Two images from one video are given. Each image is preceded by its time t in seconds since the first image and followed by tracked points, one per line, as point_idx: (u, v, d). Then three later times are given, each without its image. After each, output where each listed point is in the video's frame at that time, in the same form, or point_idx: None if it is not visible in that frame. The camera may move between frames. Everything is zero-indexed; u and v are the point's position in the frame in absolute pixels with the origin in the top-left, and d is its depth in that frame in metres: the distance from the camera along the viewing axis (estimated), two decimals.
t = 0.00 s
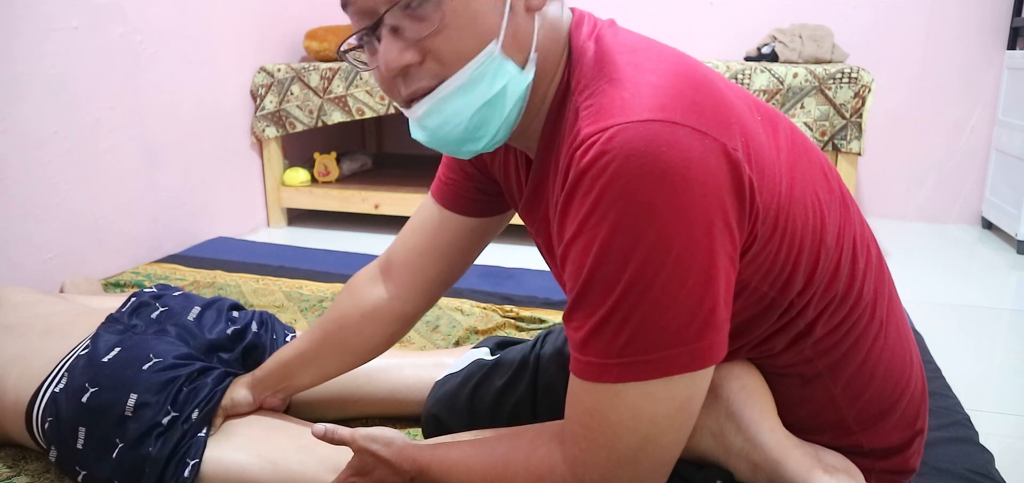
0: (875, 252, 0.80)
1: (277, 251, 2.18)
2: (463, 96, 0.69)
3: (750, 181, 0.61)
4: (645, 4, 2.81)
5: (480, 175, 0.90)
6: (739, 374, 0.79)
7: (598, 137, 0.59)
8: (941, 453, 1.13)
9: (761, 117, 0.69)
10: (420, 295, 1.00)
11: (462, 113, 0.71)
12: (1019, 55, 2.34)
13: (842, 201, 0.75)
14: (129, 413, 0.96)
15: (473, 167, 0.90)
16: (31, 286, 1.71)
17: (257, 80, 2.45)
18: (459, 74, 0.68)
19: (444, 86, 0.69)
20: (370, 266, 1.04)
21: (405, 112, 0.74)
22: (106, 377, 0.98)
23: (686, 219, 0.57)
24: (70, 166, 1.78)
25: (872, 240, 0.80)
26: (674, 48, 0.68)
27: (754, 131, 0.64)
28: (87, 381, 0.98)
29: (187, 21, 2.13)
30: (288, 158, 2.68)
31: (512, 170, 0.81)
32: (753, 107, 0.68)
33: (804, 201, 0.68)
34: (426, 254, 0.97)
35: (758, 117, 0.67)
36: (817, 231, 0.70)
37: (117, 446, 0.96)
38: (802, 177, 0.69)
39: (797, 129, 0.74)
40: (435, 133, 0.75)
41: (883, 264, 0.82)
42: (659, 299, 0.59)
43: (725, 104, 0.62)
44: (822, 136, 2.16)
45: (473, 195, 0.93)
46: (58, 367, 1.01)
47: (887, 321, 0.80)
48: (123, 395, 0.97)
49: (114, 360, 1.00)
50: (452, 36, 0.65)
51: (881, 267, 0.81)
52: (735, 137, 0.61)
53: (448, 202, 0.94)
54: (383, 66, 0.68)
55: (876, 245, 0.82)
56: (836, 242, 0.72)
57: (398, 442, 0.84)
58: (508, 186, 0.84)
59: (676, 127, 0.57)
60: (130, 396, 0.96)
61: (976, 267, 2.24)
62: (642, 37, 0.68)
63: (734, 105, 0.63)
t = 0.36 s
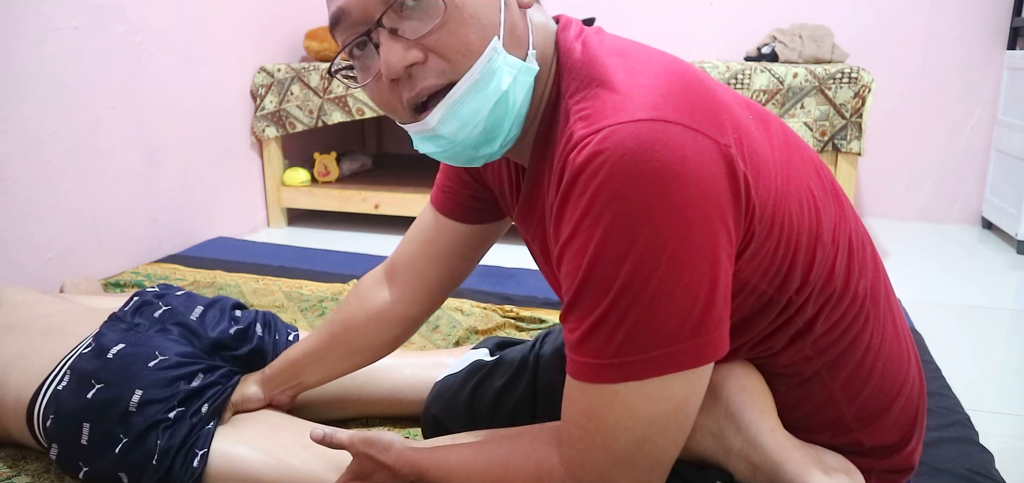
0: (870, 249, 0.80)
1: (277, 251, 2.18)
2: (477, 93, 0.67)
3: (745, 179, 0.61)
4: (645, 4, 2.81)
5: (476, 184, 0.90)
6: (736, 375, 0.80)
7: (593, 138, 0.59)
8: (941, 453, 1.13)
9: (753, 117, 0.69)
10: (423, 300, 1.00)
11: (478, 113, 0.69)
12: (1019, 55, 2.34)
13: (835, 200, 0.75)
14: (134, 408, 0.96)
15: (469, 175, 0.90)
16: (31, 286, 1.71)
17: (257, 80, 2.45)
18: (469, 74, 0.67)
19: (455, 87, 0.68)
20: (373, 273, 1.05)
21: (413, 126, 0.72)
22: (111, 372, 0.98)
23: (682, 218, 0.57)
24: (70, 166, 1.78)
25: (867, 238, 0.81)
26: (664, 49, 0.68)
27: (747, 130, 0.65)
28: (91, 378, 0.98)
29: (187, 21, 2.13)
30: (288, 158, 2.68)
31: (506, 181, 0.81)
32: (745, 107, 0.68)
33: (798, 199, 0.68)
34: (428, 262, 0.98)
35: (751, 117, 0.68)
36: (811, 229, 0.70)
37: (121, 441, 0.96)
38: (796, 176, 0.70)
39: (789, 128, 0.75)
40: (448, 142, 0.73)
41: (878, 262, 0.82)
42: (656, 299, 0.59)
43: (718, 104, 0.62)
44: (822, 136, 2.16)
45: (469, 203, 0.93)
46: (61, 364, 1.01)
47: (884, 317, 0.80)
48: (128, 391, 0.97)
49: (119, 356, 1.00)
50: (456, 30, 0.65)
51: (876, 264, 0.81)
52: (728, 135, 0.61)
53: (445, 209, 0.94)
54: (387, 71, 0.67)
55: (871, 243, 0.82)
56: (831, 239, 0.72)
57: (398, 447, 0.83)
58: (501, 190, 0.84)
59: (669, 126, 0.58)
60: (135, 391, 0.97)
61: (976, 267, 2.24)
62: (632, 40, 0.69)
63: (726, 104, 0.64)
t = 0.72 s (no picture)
0: (867, 251, 0.80)
1: (277, 251, 2.18)
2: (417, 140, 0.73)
3: (740, 183, 0.62)
4: (645, 5, 2.82)
5: (472, 189, 0.91)
6: (735, 374, 0.79)
7: (586, 143, 0.59)
8: (941, 453, 1.13)
9: (749, 119, 0.69)
10: (422, 304, 1.01)
11: (423, 154, 0.75)
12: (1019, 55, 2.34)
13: (832, 202, 0.75)
14: (134, 405, 0.96)
15: (466, 181, 0.91)
16: (31, 286, 1.71)
17: (257, 80, 2.45)
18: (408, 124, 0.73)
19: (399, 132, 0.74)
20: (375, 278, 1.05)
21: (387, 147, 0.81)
22: (113, 370, 0.98)
23: (675, 222, 0.58)
24: (70, 166, 1.78)
25: (864, 239, 0.81)
26: (659, 53, 0.68)
27: (743, 133, 0.65)
28: (92, 375, 0.98)
29: (187, 21, 2.13)
30: (288, 159, 2.68)
31: (503, 185, 0.81)
32: (741, 111, 0.68)
33: (795, 201, 0.68)
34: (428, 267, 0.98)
35: (747, 121, 0.68)
36: (808, 231, 0.70)
37: (121, 438, 0.96)
38: (792, 179, 0.70)
39: (785, 131, 0.75)
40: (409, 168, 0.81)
41: (876, 263, 0.82)
42: (648, 303, 0.60)
43: (713, 108, 0.62)
44: (822, 136, 2.16)
45: (465, 209, 0.93)
46: (61, 363, 1.01)
47: (881, 318, 0.80)
48: (129, 388, 0.97)
49: (121, 353, 1.00)
50: (395, 90, 0.70)
51: (873, 266, 0.81)
52: (723, 139, 0.61)
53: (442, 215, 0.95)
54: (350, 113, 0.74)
55: (869, 245, 0.82)
56: (827, 242, 0.72)
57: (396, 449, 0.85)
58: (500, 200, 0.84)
59: (661, 131, 0.58)
60: (137, 388, 0.97)
61: (976, 267, 2.24)
62: (625, 45, 0.69)
63: (721, 108, 0.64)
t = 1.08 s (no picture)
0: (886, 261, 0.80)
1: (277, 251, 2.18)
2: (447, 109, 0.76)
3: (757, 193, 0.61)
4: (645, 5, 2.82)
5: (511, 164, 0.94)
6: (742, 370, 0.79)
7: (604, 144, 0.59)
8: (942, 453, 1.13)
9: (778, 123, 0.68)
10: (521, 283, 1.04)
11: (451, 123, 0.77)
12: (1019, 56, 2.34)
13: (857, 208, 0.74)
14: (133, 411, 0.96)
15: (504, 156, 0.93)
16: (30, 286, 1.71)
17: (257, 80, 2.45)
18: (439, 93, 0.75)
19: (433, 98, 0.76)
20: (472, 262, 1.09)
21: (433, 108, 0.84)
22: (114, 373, 0.98)
23: (683, 230, 0.58)
24: (70, 166, 1.78)
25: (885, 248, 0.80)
26: (695, 45, 0.67)
27: (768, 140, 0.64)
28: (93, 377, 0.98)
29: (187, 21, 2.13)
30: (288, 158, 2.68)
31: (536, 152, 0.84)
32: (770, 115, 0.67)
33: (814, 209, 0.68)
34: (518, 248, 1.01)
35: (774, 126, 0.67)
36: (824, 240, 0.69)
37: (120, 443, 0.96)
38: (814, 186, 0.69)
39: (815, 133, 0.74)
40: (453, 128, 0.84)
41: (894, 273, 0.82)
42: (653, 308, 0.60)
43: (739, 114, 0.62)
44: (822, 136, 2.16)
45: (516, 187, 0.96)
46: (63, 364, 1.01)
47: (890, 331, 0.80)
48: (128, 392, 0.96)
49: (122, 356, 1.00)
50: (425, 60, 0.73)
51: (890, 276, 0.81)
52: (744, 148, 0.60)
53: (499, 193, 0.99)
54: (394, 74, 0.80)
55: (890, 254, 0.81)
56: (845, 252, 0.72)
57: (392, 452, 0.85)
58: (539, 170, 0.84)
59: (681, 137, 0.57)
60: (135, 393, 0.96)
61: (976, 267, 2.24)
62: (664, 34, 0.67)
63: (749, 113, 0.63)
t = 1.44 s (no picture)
0: (897, 265, 0.80)
1: (277, 251, 2.18)
2: (487, 68, 0.67)
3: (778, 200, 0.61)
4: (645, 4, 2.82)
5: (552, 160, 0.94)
6: (748, 372, 0.79)
7: (629, 148, 0.57)
8: (942, 453, 1.13)
9: (797, 125, 0.67)
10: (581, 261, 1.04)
11: (485, 86, 0.69)
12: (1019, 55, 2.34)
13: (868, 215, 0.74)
14: (134, 411, 0.96)
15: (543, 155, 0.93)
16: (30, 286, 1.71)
17: (257, 80, 2.45)
18: (484, 48, 0.66)
19: (470, 56, 0.67)
20: (517, 253, 1.08)
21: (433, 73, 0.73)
22: (113, 374, 0.98)
23: (706, 240, 0.57)
24: (70, 166, 1.78)
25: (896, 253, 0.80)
26: (720, 42, 0.65)
27: (788, 145, 0.63)
28: (93, 377, 0.98)
29: (187, 21, 2.13)
30: (288, 158, 2.68)
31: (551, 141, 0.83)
32: (789, 117, 0.67)
33: (829, 215, 0.68)
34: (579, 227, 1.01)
35: (794, 129, 0.66)
36: (837, 246, 0.69)
37: (120, 444, 0.96)
38: (830, 190, 0.69)
39: (830, 134, 0.73)
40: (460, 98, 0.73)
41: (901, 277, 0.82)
42: (673, 317, 0.60)
43: (765, 121, 0.61)
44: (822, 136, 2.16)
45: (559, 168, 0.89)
46: (64, 363, 1.01)
47: (897, 336, 0.81)
48: (129, 393, 0.96)
49: (121, 357, 1.00)
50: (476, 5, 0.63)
51: (898, 280, 0.81)
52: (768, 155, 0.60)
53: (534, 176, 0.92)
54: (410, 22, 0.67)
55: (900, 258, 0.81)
56: (856, 257, 0.72)
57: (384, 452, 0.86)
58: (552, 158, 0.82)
59: (710, 146, 0.56)
60: (135, 393, 0.96)
61: (976, 267, 2.24)
62: (690, 30, 0.66)
63: (772, 117, 0.62)
